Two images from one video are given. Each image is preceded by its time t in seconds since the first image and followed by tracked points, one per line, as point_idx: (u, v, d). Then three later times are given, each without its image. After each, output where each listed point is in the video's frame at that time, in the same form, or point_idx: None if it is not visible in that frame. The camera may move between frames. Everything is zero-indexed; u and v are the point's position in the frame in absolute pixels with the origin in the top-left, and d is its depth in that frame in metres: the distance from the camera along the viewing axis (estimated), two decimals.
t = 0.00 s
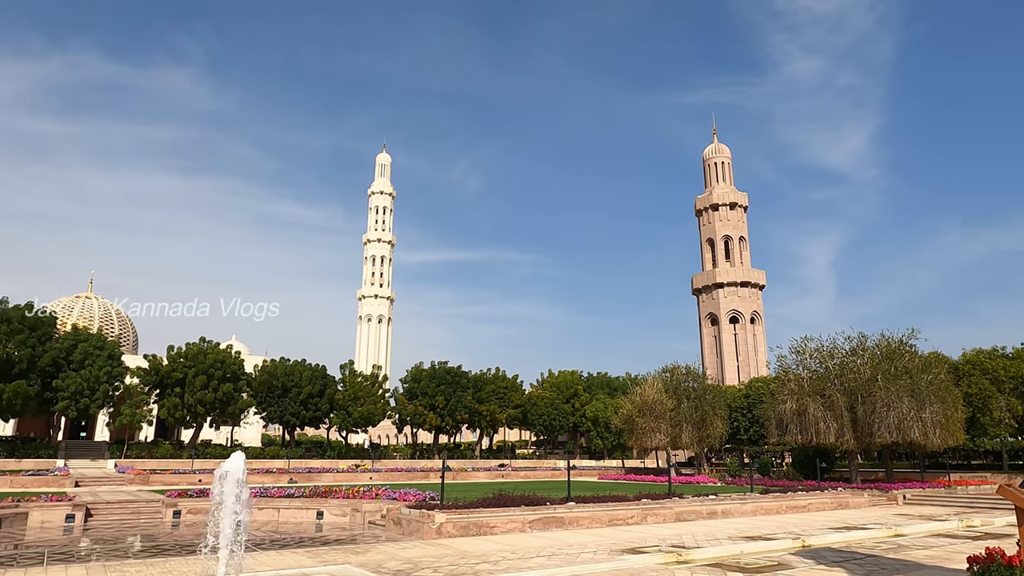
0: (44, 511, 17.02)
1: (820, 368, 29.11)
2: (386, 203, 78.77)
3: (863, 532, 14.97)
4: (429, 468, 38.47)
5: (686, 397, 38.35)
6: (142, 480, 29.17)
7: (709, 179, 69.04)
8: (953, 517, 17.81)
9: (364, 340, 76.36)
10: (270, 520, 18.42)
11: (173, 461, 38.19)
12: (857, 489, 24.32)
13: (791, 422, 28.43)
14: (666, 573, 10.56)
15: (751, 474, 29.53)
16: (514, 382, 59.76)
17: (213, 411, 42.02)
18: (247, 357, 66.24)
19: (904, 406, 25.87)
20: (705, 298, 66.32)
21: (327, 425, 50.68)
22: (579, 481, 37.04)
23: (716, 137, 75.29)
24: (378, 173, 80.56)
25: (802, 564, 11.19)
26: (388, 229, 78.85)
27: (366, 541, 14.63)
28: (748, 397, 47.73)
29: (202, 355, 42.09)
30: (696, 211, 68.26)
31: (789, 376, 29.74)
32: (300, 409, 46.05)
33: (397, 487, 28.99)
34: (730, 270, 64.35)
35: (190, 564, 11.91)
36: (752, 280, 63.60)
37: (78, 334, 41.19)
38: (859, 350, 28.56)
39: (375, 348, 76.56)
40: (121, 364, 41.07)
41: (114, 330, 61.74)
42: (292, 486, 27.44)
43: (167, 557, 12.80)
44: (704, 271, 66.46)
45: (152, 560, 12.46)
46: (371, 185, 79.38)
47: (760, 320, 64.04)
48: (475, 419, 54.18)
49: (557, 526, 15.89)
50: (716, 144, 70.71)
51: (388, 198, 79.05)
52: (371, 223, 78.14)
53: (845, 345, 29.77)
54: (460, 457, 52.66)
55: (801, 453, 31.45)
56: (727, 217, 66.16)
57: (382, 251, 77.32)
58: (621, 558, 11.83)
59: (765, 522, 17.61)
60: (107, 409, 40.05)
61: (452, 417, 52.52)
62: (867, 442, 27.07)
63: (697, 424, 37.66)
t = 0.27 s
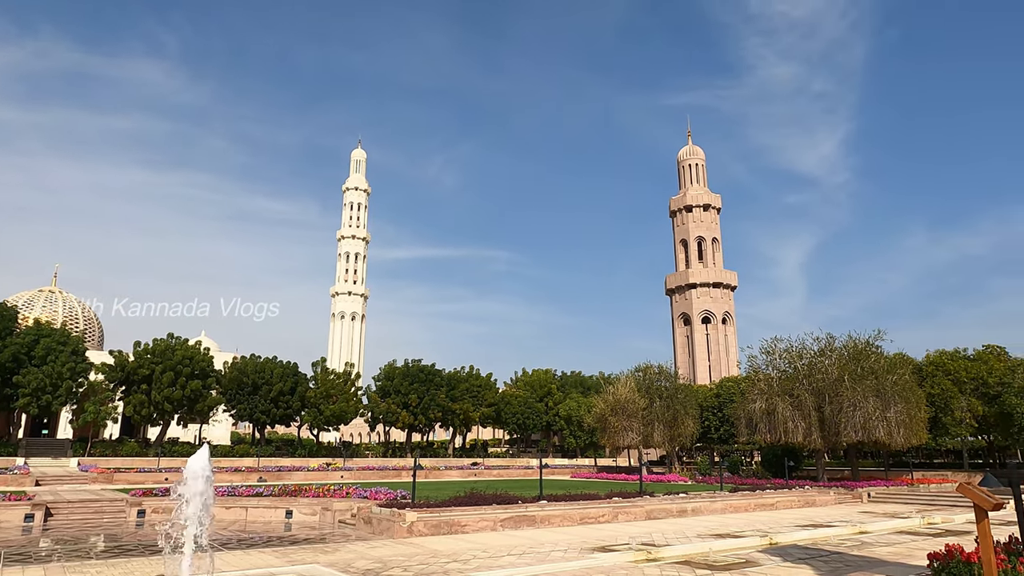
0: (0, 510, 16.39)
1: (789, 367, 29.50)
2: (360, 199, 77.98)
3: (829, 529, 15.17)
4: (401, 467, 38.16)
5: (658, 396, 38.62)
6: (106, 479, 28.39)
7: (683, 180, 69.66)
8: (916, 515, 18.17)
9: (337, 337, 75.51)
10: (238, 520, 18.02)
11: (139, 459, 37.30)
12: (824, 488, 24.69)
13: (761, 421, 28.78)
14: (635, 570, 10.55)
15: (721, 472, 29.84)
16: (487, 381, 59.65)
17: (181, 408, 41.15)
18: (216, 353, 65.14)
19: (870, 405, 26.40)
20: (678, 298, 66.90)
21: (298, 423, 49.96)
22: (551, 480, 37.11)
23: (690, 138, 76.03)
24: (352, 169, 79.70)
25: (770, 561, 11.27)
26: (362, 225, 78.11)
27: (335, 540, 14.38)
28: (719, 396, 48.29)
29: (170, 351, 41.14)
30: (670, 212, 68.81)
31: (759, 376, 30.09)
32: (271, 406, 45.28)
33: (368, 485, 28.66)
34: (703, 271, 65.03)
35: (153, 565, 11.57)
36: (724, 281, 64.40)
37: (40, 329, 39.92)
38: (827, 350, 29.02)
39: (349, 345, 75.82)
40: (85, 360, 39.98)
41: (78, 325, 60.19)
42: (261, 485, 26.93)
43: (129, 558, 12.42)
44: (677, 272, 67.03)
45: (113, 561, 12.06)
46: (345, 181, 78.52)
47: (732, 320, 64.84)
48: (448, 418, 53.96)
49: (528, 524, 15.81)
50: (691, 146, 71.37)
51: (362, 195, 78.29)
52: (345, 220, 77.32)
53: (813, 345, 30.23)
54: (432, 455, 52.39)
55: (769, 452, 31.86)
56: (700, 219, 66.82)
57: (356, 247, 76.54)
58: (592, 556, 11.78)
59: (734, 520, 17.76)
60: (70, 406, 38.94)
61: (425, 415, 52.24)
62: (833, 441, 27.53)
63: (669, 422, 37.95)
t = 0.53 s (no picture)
0: None
1: (755, 368, 29.91)
2: (331, 194, 76.99)
3: (792, 526, 15.42)
4: (369, 465, 37.76)
5: (627, 395, 38.91)
6: (62, 477, 27.50)
7: (654, 181, 70.27)
8: (875, 512, 18.59)
9: (305, 334, 74.43)
10: (200, 519, 17.57)
11: (97, 458, 36.24)
12: (787, 486, 25.12)
13: (727, 420, 29.16)
14: (603, 569, 10.54)
15: (688, 471, 30.18)
16: (458, 379, 59.44)
17: (143, 405, 40.08)
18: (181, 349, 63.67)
19: (833, 405, 26.96)
20: (648, 298, 67.48)
21: (264, 421, 49.08)
22: (520, 478, 37.10)
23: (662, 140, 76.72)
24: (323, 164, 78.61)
25: (734, 558, 11.39)
26: (333, 221, 77.14)
27: (300, 540, 14.13)
28: (686, 396, 48.83)
29: (132, 346, 40.03)
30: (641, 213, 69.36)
31: (726, 375, 30.46)
32: (236, 404, 44.37)
33: (335, 484, 28.29)
34: (672, 271, 65.74)
35: (110, 566, 11.20)
36: (693, 281, 65.21)
37: None
38: (793, 351, 29.51)
39: (317, 342, 74.82)
40: (42, 355, 38.65)
41: (35, 318, 58.32)
42: (225, 484, 26.35)
43: (84, 558, 12.01)
44: (647, 272, 67.61)
45: (67, 562, 11.64)
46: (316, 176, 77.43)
47: (700, 321, 65.66)
48: (417, 416, 53.62)
49: (497, 522, 15.75)
50: (662, 147, 72.04)
51: (333, 190, 77.29)
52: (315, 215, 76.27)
53: (779, 346, 30.71)
54: (401, 454, 51.96)
55: (735, 451, 32.30)
56: (670, 220, 67.51)
57: (326, 243, 75.55)
58: (560, 554, 11.76)
59: (700, 518, 17.94)
60: (25, 402, 37.64)
61: (394, 413, 51.80)
62: (797, 440, 28.03)
63: (637, 421, 38.25)
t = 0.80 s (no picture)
0: None
1: (722, 366, 30.30)
2: (300, 187, 75.81)
3: (756, 522, 15.67)
4: (336, 462, 37.29)
5: (596, 392, 39.15)
6: (15, 475, 26.56)
7: (625, 180, 70.76)
8: (836, 508, 19.02)
9: (271, 329, 73.18)
10: (160, 518, 17.10)
11: (53, 454, 35.09)
12: (751, 483, 25.54)
13: (694, 418, 29.53)
14: (570, 565, 10.54)
15: (655, 468, 30.49)
16: (427, 376, 59.16)
17: (101, 400, 38.93)
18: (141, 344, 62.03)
19: (796, 404, 27.50)
20: (617, 296, 67.97)
21: (228, 417, 48.12)
22: (489, 475, 37.09)
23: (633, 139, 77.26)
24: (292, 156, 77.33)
25: (700, 555, 11.51)
26: (301, 215, 75.98)
27: (264, 538, 13.85)
28: (654, 393, 49.33)
29: (91, 340, 38.87)
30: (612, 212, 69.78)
31: (693, 374, 30.77)
32: (200, 400, 43.39)
33: (300, 482, 27.87)
34: (642, 270, 66.33)
35: (64, 565, 10.82)
36: (662, 281, 65.93)
37: None
38: (758, 350, 30.00)
39: (284, 337, 73.66)
40: None
41: None
42: (186, 482, 25.72)
43: (37, 559, 11.57)
44: (617, 270, 68.07)
45: (18, 563, 11.20)
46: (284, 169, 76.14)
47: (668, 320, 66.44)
48: (385, 412, 53.19)
49: (465, 520, 15.68)
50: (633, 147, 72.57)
51: (302, 183, 76.11)
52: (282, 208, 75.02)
53: (745, 345, 31.17)
54: (369, 450, 51.49)
55: (701, 448, 32.73)
56: (640, 219, 68.07)
57: (294, 237, 74.38)
58: (528, 552, 11.73)
59: (666, 514, 18.12)
60: None
61: (361, 410, 51.30)
62: (761, 438, 28.52)
63: (605, 418, 38.52)
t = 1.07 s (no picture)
0: None
1: (689, 365, 30.68)
2: (268, 180, 74.52)
3: (721, 519, 15.88)
4: (302, 459, 36.75)
5: (565, 390, 39.31)
6: None
7: (596, 180, 71.17)
8: (798, 505, 19.39)
9: (237, 324, 71.78)
10: (119, 517, 16.60)
11: (5, 451, 33.81)
12: (716, 480, 25.89)
13: (661, 416, 29.82)
14: (539, 563, 10.52)
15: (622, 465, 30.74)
16: (395, 372, 58.73)
17: (57, 396, 37.65)
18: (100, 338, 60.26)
19: (761, 402, 28.00)
20: (587, 295, 68.34)
21: (191, 413, 47.04)
22: (457, 473, 36.93)
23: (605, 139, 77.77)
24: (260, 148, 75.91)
25: (667, 551, 11.59)
26: (269, 208, 74.69)
27: (227, 537, 13.54)
28: (622, 391, 49.73)
29: (47, 334, 37.59)
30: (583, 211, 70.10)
31: (661, 372, 31.08)
32: (162, 396, 42.32)
33: (265, 480, 27.37)
34: (612, 269, 66.81)
35: (14, 567, 10.40)
36: (632, 280, 66.51)
37: None
38: (725, 349, 30.45)
39: (250, 333, 72.35)
40: None
41: None
42: (145, 480, 25.05)
43: None
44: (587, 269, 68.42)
45: None
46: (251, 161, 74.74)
47: (636, 319, 67.07)
48: (353, 409, 52.63)
49: (433, 518, 15.56)
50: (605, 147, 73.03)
51: (270, 176, 74.81)
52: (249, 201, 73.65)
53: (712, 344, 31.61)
54: (335, 448, 50.86)
55: (668, 446, 33.09)
56: (611, 219, 68.52)
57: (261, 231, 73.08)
58: (496, 549, 11.68)
59: (633, 511, 18.25)
60: None
61: (329, 407, 50.66)
62: (727, 435, 28.99)
63: (574, 416, 38.70)
